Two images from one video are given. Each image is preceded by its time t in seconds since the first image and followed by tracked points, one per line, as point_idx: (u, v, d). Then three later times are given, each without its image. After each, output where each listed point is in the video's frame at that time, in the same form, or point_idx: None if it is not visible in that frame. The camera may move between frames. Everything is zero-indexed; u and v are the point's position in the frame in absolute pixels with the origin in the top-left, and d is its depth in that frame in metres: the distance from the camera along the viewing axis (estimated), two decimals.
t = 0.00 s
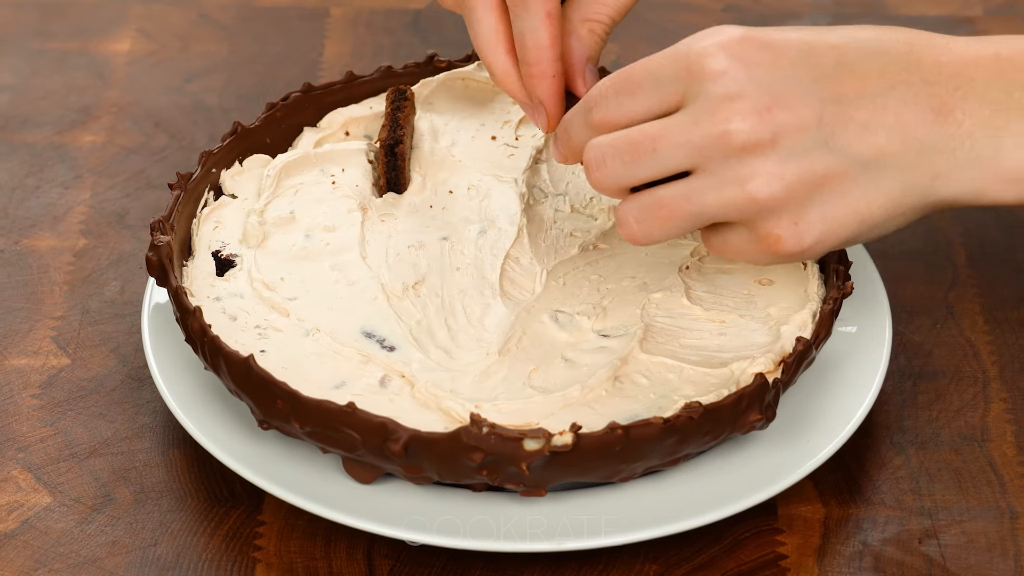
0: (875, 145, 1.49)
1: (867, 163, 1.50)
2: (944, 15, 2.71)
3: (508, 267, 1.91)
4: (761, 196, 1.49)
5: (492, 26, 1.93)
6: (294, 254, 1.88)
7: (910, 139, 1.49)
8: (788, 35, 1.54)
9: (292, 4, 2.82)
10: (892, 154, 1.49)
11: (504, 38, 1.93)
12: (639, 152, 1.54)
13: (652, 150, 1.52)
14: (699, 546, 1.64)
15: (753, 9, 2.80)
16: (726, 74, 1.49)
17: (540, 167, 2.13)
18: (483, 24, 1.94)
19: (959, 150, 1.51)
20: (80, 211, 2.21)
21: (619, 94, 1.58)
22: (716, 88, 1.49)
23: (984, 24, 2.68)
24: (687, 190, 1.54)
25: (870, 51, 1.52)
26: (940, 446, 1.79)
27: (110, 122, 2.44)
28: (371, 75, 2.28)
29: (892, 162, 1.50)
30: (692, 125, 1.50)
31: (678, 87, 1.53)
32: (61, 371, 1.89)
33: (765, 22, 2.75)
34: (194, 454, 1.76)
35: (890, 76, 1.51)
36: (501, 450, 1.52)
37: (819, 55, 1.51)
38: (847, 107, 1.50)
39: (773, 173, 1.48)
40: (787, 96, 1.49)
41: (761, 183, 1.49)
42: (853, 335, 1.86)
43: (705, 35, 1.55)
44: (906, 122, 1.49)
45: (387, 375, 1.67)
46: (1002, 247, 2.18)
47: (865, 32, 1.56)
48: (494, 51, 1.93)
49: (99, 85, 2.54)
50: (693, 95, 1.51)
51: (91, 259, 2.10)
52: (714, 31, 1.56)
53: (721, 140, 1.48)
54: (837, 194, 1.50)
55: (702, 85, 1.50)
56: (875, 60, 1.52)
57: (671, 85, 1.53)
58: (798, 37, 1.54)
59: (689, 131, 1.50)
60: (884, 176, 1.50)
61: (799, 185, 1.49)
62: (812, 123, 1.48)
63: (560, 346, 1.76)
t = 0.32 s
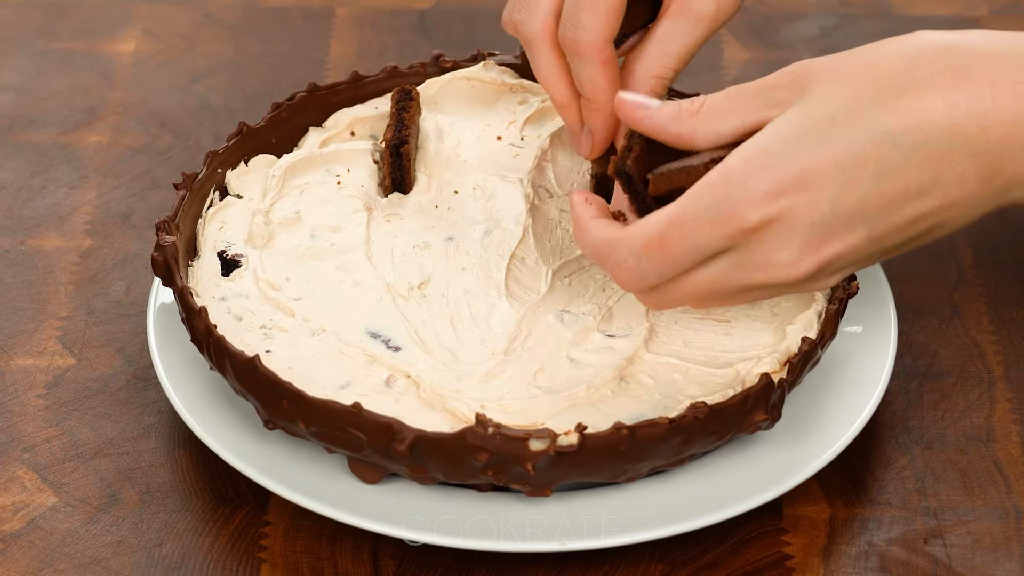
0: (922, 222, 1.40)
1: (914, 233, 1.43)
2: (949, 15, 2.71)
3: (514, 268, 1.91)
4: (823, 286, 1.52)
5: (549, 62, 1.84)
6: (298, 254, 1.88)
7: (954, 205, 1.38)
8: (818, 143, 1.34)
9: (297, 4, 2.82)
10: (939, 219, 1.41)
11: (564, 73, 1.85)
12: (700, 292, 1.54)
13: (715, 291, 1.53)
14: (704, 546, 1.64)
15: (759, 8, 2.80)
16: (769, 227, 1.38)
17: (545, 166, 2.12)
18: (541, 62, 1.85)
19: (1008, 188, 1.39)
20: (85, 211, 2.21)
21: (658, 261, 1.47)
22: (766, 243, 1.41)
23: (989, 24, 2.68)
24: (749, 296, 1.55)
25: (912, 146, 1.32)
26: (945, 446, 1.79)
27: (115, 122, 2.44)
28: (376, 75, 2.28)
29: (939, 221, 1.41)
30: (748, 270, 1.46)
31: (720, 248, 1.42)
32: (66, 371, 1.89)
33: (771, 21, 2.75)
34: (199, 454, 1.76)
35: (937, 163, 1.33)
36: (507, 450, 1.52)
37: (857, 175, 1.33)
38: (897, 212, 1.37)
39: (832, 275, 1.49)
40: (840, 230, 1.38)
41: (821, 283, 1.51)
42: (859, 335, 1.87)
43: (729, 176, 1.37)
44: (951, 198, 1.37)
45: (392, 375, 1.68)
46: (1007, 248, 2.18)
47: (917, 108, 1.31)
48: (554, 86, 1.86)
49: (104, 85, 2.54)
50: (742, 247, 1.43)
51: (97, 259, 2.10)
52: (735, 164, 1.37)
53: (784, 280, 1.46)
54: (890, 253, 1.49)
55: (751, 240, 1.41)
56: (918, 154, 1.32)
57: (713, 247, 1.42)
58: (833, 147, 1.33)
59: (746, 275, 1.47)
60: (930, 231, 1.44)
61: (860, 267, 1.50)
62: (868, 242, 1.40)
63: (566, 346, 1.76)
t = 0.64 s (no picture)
0: (937, 231, 1.41)
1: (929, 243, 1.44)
2: (954, 15, 2.71)
3: (519, 267, 1.91)
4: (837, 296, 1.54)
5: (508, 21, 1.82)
6: (304, 254, 1.88)
7: (968, 213, 1.39)
8: (829, 158, 1.37)
9: (303, 4, 2.81)
10: (955, 228, 1.42)
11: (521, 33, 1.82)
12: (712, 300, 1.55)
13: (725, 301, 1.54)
14: (710, 546, 1.64)
15: (764, 8, 2.79)
16: (781, 239, 1.40)
17: (550, 165, 2.12)
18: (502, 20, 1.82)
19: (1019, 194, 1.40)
20: (91, 211, 2.21)
21: (670, 273, 1.49)
22: (778, 254, 1.43)
23: (995, 25, 2.68)
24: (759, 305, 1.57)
25: (923, 157, 1.34)
26: (951, 446, 1.79)
27: (121, 122, 2.44)
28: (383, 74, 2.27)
29: (953, 230, 1.42)
30: (760, 281, 1.48)
31: (731, 259, 1.44)
32: (72, 371, 1.89)
33: (777, 21, 2.75)
34: (204, 454, 1.76)
35: (949, 174, 1.35)
36: (512, 450, 1.52)
37: (869, 187, 1.36)
38: (910, 222, 1.39)
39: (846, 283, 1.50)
40: (852, 241, 1.40)
41: (837, 293, 1.53)
42: (865, 335, 1.86)
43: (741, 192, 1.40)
44: (964, 207, 1.38)
45: (398, 375, 1.68)
46: (1014, 247, 2.17)
47: (928, 118, 1.34)
48: (503, 45, 1.81)
49: (109, 85, 2.54)
50: (754, 259, 1.45)
51: (102, 259, 2.10)
52: (747, 179, 1.40)
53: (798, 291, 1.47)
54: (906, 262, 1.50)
55: (762, 252, 1.43)
56: (930, 164, 1.34)
57: (725, 258, 1.44)
58: (845, 161, 1.36)
59: (758, 285, 1.48)
60: (943, 241, 1.45)
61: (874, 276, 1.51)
62: (880, 252, 1.42)
63: (572, 346, 1.76)
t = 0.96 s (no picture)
0: (921, 216, 1.41)
1: (911, 234, 1.42)
2: (960, 15, 2.71)
3: (524, 267, 1.91)
4: (823, 298, 1.44)
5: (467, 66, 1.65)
6: (310, 254, 1.88)
7: (950, 199, 1.42)
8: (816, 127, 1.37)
9: (308, 4, 2.81)
10: (937, 219, 1.42)
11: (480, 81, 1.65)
12: (692, 293, 1.46)
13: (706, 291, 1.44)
14: (715, 546, 1.64)
15: (770, 7, 2.79)
16: (766, 205, 1.34)
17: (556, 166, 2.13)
18: (463, 69, 1.65)
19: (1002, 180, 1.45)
20: (96, 211, 2.21)
21: (650, 240, 1.43)
22: (763, 223, 1.35)
23: (1001, 25, 2.68)
24: (740, 307, 1.48)
25: (905, 129, 1.38)
26: (956, 446, 1.79)
27: (126, 122, 2.44)
28: (389, 74, 2.27)
29: (935, 222, 1.43)
30: (747, 260, 1.38)
31: (715, 227, 1.37)
32: (77, 371, 1.89)
33: (782, 21, 2.75)
34: (210, 454, 1.76)
35: (931, 147, 1.39)
36: (519, 450, 1.53)
37: (856, 153, 1.36)
38: (895, 197, 1.38)
39: (833, 277, 1.42)
40: (838, 213, 1.35)
41: (819, 290, 1.43)
42: (870, 335, 1.86)
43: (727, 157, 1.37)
44: (947, 188, 1.41)
45: (404, 375, 1.68)
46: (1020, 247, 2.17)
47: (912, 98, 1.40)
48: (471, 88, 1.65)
49: (115, 84, 2.54)
50: (738, 231, 1.37)
51: (108, 259, 2.10)
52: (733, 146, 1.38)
53: (786, 273, 1.36)
54: (886, 264, 1.46)
55: (748, 220, 1.36)
56: (913, 135, 1.39)
57: (708, 225, 1.37)
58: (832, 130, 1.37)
59: (745, 266, 1.38)
60: (924, 236, 1.44)
61: (859, 277, 1.43)
62: (867, 231, 1.37)
63: (577, 347, 1.76)
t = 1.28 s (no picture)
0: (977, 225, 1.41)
1: (969, 234, 1.43)
2: (965, 15, 2.71)
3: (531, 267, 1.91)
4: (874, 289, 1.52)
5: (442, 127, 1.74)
6: (315, 254, 1.88)
7: (1009, 211, 1.39)
8: (874, 153, 1.33)
9: (314, 4, 2.81)
10: (996, 221, 1.42)
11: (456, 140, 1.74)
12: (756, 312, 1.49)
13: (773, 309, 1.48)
14: (721, 546, 1.64)
15: (775, 7, 2.79)
16: (829, 236, 1.37)
17: (562, 165, 2.13)
18: (436, 125, 1.74)
19: None
20: (102, 211, 2.21)
21: (728, 292, 1.42)
22: (827, 251, 1.39)
23: (1006, 25, 2.68)
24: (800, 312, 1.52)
25: (966, 154, 1.31)
26: (962, 446, 1.79)
27: (131, 122, 2.44)
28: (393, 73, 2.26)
29: (992, 224, 1.42)
30: (810, 281, 1.44)
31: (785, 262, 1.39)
32: (83, 371, 1.89)
33: (788, 21, 2.74)
34: (216, 454, 1.76)
35: (995, 169, 1.33)
36: (523, 450, 1.53)
37: (914, 180, 1.33)
38: (952, 218, 1.38)
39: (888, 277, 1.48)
40: (892, 237, 1.38)
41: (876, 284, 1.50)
42: (875, 335, 1.86)
43: (785, 191, 1.35)
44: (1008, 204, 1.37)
45: (409, 375, 1.68)
46: None
47: (973, 111, 1.31)
48: (443, 151, 1.74)
49: (120, 84, 2.54)
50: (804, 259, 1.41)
51: (114, 259, 2.10)
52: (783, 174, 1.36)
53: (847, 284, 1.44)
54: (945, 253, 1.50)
55: (813, 252, 1.39)
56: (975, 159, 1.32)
57: (779, 264, 1.38)
58: (890, 155, 1.32)
59: (809, 285, 1.44)
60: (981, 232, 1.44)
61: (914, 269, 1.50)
62: (924, 244, 1.40)
63: (584, 347, 1.76)
